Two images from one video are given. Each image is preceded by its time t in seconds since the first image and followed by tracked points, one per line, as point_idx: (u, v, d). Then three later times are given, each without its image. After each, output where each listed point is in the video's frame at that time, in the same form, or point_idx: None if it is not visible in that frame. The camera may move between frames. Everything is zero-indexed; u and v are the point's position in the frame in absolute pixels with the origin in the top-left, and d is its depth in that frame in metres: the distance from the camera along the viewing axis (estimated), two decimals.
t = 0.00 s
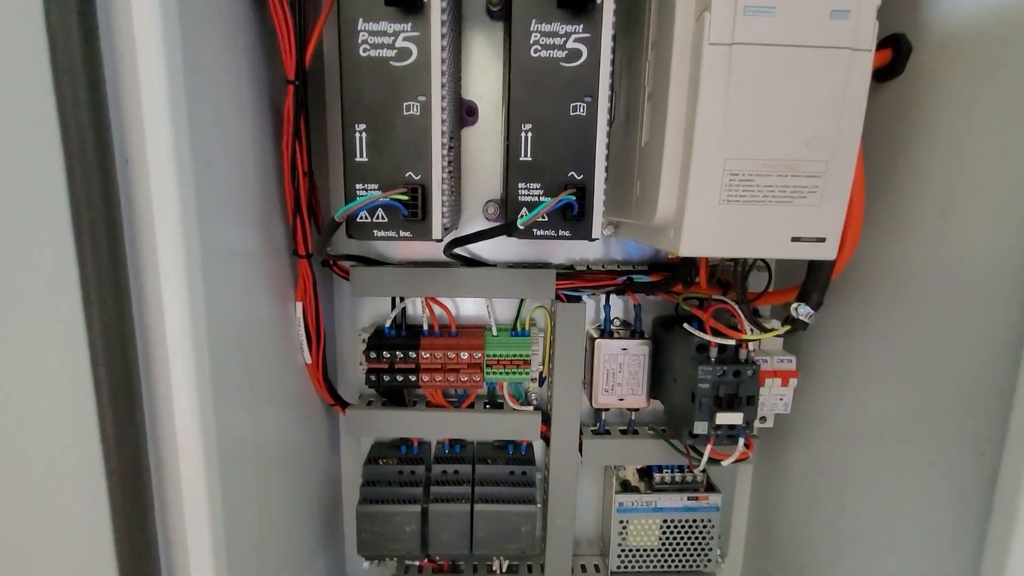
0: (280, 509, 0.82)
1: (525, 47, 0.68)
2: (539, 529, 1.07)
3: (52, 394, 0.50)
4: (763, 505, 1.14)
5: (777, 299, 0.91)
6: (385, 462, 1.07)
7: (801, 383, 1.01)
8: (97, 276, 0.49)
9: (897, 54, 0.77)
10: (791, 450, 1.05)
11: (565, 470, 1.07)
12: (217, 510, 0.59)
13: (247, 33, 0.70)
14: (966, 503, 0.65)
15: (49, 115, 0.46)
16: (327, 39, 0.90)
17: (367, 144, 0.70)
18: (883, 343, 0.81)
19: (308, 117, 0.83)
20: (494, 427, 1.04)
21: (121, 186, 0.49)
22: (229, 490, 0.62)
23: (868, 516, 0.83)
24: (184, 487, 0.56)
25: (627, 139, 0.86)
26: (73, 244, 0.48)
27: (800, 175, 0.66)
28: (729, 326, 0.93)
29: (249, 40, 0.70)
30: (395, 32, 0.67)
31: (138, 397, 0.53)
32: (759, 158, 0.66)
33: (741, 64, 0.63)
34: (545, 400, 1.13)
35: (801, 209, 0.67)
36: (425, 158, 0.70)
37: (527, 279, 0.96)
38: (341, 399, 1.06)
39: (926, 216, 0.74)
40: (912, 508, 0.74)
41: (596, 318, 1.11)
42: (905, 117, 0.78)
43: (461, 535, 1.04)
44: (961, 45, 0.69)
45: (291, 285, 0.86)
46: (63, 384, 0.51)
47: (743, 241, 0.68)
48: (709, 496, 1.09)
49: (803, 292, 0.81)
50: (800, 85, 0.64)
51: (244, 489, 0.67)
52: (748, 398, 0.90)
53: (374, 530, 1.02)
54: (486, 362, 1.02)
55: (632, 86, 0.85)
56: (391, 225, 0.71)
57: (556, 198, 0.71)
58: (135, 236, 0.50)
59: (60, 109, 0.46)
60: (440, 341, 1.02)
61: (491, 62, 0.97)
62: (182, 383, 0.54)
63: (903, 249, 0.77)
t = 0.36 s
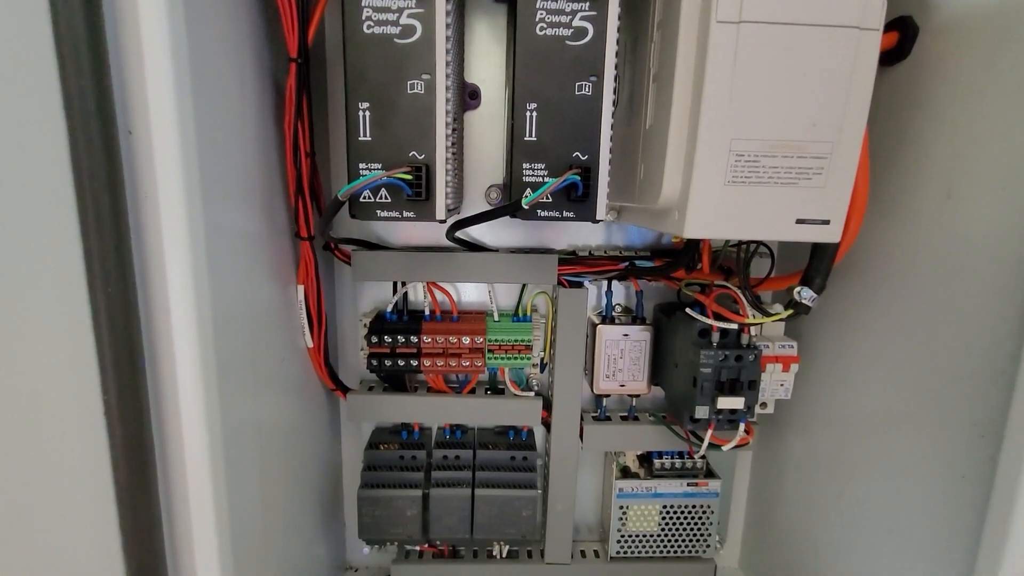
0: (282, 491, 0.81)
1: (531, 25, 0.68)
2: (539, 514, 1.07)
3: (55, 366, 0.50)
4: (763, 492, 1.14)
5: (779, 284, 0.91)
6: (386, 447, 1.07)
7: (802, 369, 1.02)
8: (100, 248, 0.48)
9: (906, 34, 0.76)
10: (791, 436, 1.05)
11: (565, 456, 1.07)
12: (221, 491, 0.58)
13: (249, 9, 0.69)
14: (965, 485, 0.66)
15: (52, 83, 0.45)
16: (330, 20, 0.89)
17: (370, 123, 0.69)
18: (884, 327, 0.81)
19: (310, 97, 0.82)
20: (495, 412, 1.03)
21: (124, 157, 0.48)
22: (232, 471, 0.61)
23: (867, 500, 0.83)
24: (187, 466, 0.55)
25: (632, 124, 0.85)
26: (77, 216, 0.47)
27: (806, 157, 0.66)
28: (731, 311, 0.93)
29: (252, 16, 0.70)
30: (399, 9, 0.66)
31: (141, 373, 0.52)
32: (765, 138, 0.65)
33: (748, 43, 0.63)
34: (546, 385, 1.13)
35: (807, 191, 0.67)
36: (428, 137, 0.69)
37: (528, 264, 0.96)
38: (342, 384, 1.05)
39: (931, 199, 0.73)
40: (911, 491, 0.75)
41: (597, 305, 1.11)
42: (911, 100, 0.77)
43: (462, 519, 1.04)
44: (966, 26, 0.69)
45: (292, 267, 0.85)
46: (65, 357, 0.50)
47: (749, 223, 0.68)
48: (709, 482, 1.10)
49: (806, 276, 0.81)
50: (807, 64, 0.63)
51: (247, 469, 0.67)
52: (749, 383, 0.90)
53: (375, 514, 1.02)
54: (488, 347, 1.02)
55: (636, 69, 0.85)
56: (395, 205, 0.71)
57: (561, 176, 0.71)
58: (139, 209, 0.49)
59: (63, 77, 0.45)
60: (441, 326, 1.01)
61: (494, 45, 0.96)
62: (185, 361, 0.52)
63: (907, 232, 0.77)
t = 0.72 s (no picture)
0: (283, 480, 0.82)
1: (533, 19, 0.69)
2: (536, 506, 1.08)
3: (61, 355, 0.50)
4: (758, 486, 1.16)
5: (776, 280, 0.91)
6: (385, 439, 1.08)
7: (798, 364, 1.03)
8: (106, 237, 0.48)
9: (906, 32, 0.76)
10: (786, 430, 1.06)
11: (563, 449, 1.08)
12: (224, 479, 0.59)
13: None
14: (956, 478, 0.67)
15: (58, 71, 0.46)
16: (332, 12, 0.89)
17: (373, 116, 0.70)
18: (880, 323, 0.82)
19: (312, 89, 0.83)
20: (493, 405, 1.04)
21: (129, 146, 0.48)
22: (234, 459, 0.62)
23: (861, 493, 0.84)
24: (191, 454, 0.56)
25: (633, 119, 0.85)
26: (84, 205, 0.48)
27: (805, 153, 0.66)
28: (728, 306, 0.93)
29: (255, 7, 0.70)
30: (402, 2, 0.67)
31: (146, 362, 0.52)
32: (765, 134, 0.66)
33: (749, 39, 0.63)
34: (544, 379, 1.13)
35: (805, 186, 0.68)
36: (430, 130, 0.70)
37: (528, 258, 0.96)
38: (342, 376, 1.06)
39: (928, 196, 0.74)
40: (903, 485, 0.76)
41: (596, 299, 1.12)
42: (910, 97, 0.78)
43: (460, 510, 1.05)
44: (965, 24, 0.69)
45: (293, 259, 0.86)
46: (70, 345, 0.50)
47: (748, 218, 0.68)
48: (705, 476, 1.11)
49: (803, 272, 0.82)
50: (806, 61, 0.64)
51: (249, 458, 0.68)
52: (745, 377, 0.91)
53: (374, 505, 1.03)
54: (487, 340, 1.02)
55: (637, 64, 0.85)
56: (397, 198, 0.72)
57: (562, 171, 0.71)
58: (144, 199, 0.49)
59: (69, 65, 0.45)
60: (441, 319, 1.02)
61: (495, 38, 0.96)
62: (189, 350, 0.53)
63: (903, 229, 0.78)
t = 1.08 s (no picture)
0: (283, 474, 0.85)
1: (526, 30, 0.71)
2: (530, 501, 1.11)
3: (72, 351, 0.53)
4: (747, 483, 1.18)
5: (762, 283, 0.94)
6: (383, 436, 1.11)
7: (784, 364, 1.05)
8: (117, 239, 0.51)
9: (886, 44, 0.79)
10: (773, 428, 1.09)
11: (555, 446, 1.11)
12: (227, 471, 0.61)
13: (255, 10, 0.71)
14: (929, 474, 0.70)
15: (72, 81, 0.48)
16: (332, 19, 0.92)
17: (371, 122, 0.72)
18: (860, 325, 0.85)
19: (312, 94, 0.85)
20: (488, 403, 1.07)
21: (139, 153, 0.50)
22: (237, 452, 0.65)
23: (843, 489, 0.87)
24: (196, 447, 0.58)
25: (623, 126, 0.88)
26: (96, 209, 0.50)
27: (787, 161, 0.69)
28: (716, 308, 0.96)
29: (257, 16, 0.72)
30: (400, 13, 0.69)
31: (153, 359, 0.55)
32: (749, 143, 0.68)
33: (733, 52, 0.66)
34: (538, 377, 1.16)
35: (788, 193, 0.70)
36: (427, 137, 0.72)
37: (523, 260, 0.99)
38: (340, 374, 1.08)
39: (905, 202, 0.77)
40: (881, 481, 0.78)
41: (589, 300, 1.15)
42: (890, 107, 0.81)
43: (455, 505, 1.08)
44: (942, 38, 0.72)
45: (294, 260, 0.88)
46: (81, 343, 0.53)
47: (733, 224, 0.71)
48: (694, 473, 1.14)
49: (787, 275, 0.85)
50: (788, 73, 0.66)
51: (251, 453, 0.70)
52: (732, 377, 0.94)
53: (371, 500, 1.06)
54: (482, 340, 1.05)
55: (628, 72, 0.87)
56: (394, 202, 0.74)
57: (553, 177, 0.74)
58: (153, 204, 0.52)
59: (83, 75, 0.48)
60: (437, 318, 1.05)
61: (491, 46, 0.99)
62: (194, 349, 0.56)
63: (883, 234, 0.80)
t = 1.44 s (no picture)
0: (281, 473, 0.85)
1: (526, 31, 0.71)
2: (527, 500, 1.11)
3: (70, 349, 0.52)
4: (744, 482, 1.19)
5: (760, 283, 0.94)
6: (381, 435, 1.11)
7: (781, 364, 1.06)
8: (116, 236, 0.50)
9: (885, 45, 0.79)
10: (770, 428, 1.09)
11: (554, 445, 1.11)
12: (225, 471, 0.61)
13: (254, 8, 0.71)
14: (925, 475, 0.70)
15: (69, 80, 0.47)
16: (331, 18, 0.92)
17: (370, 122, 0.72)
18: (858, 326, 0.85)
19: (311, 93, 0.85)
20: (486, 403, 1.07)
21: (137, 153, 0.50)
22: (235, 451, 0.64)
23: (839, 489, 0.88)
24: (194, 446, 0.58)
25: (623, 126, 0.88)
26: (94, 206, 0.49)
27: (785, 162, 0.69)
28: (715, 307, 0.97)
29: (256, 15, 0.72)
30: (399, 13, 0.69)
31: (151, 359, 0.54)
32: (747, 144, 0.69)
33: (733, 53, 0.66)
34: (536, 377, 1.16)
35: (786, 194, 0.70)
36: (426, 136, 0.72)
37: (521, 259, 0.99)
38: (338, 373, 1.08)
39: (903, 203, 0.77)
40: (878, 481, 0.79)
41: (587, 300, 1.15)
42: (888, 108, 0.81)
43: (454, 504, 1.08)
44: (940, 40, 0.72)
45: (292, 259, 0.88)
46: (79, 343, 0.53)
47: (731, 224, 0.71)
48: (692, 472, 1.14)
49: (785, 276, 0.85)
50: (786, 74, 0.66)
51: (249, 452, 0.70)
52: (730, 376, 0.94)
53: (369, 499, 1.06)
54: (480, 339, 1.05)
55: (627, 72, 0.87)
56: (393, 202, 0.74)
57: (552, 177, 0.74)
58: (151, 203, 0.52)
59: (80, 74, 0.47)
60: (436, 318, 1.05)
61: (490, 45, 0.99)
62: (192, 348, 0.55)
63: (881, 235, 0.81)
